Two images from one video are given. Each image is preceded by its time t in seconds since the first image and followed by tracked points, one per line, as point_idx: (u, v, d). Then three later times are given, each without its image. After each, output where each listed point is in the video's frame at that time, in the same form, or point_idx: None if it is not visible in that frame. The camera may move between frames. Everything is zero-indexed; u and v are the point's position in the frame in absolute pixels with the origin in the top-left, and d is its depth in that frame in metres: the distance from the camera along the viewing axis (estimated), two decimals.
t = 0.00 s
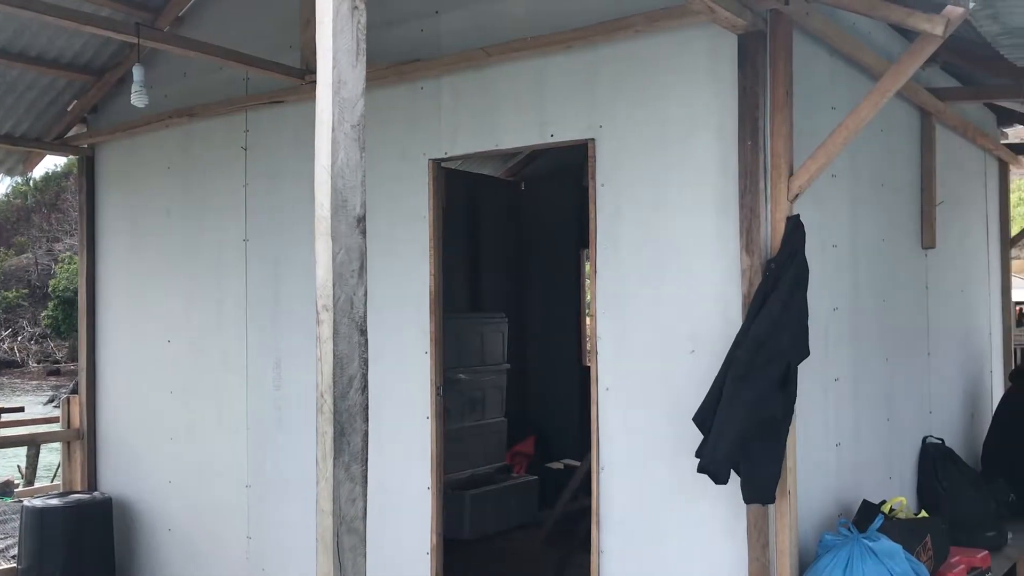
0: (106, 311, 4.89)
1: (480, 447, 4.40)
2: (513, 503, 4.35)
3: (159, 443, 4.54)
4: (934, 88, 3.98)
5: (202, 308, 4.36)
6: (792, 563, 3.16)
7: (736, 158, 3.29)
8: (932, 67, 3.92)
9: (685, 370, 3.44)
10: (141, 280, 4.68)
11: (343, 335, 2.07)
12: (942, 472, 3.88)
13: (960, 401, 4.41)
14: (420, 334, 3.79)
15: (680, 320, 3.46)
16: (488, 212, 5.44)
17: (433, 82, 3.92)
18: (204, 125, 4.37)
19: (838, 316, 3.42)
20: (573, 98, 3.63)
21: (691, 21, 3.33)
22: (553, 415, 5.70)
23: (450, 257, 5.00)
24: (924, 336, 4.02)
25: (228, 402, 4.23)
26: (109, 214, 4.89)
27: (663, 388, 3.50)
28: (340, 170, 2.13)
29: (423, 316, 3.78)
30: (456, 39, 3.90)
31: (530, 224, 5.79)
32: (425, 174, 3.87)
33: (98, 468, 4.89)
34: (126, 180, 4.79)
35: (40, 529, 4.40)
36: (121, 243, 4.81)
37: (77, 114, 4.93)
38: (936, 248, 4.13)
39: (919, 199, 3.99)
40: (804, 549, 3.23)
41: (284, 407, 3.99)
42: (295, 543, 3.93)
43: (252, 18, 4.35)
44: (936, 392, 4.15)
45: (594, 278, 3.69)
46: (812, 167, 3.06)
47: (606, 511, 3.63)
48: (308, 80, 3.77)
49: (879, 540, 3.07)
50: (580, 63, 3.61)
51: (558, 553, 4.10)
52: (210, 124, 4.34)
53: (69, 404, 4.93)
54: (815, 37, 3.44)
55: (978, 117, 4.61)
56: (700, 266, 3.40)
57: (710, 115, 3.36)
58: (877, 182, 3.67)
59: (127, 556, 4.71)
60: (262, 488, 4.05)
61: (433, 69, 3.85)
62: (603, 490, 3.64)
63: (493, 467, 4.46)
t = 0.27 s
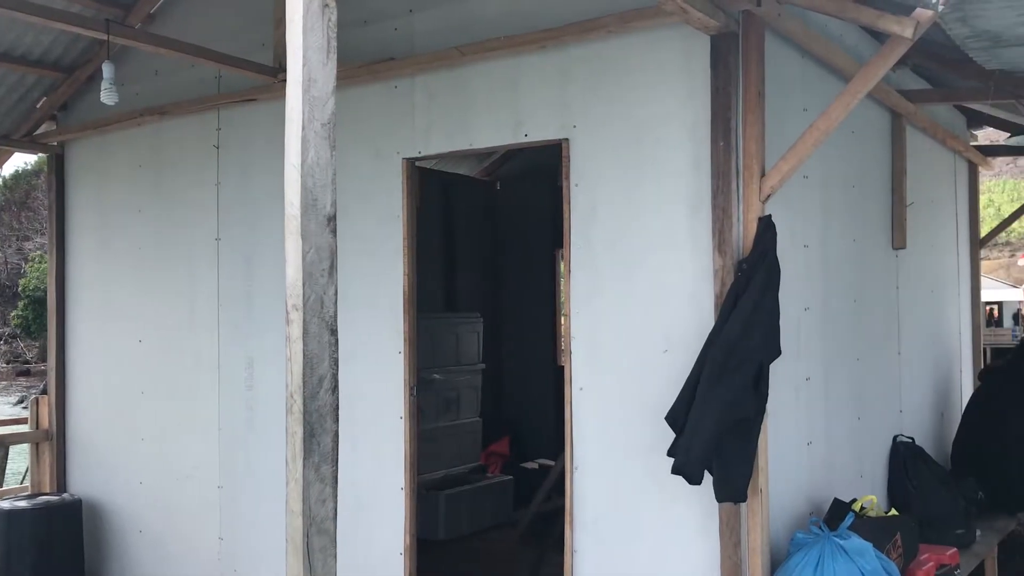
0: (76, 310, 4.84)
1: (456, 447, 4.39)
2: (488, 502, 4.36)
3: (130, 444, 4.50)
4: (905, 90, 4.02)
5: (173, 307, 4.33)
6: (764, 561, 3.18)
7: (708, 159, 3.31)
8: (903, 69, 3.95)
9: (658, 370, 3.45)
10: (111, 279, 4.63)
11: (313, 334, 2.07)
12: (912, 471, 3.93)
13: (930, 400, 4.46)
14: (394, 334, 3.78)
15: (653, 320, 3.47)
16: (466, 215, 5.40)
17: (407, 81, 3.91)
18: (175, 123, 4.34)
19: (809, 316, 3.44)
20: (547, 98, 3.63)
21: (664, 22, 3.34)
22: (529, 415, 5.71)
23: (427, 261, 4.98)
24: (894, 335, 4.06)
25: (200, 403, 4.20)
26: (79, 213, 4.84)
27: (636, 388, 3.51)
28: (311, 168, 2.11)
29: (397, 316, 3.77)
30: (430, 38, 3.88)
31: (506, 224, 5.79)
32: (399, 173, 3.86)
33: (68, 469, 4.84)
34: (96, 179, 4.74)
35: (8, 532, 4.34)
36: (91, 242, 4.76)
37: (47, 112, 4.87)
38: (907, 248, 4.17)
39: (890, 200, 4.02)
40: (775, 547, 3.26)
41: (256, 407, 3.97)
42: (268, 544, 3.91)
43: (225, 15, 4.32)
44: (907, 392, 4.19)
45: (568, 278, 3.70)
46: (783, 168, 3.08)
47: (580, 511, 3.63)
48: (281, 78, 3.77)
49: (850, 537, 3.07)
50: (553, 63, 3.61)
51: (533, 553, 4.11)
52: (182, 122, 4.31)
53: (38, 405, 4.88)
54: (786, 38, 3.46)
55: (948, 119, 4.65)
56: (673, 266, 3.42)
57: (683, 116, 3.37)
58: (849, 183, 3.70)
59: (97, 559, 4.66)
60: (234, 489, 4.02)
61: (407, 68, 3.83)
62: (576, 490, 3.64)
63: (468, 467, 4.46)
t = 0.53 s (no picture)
0: (40, 309, 4.77)
1: (428, 447, 4.38)
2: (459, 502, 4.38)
3: (96, 444, 4.44)
4: (874, 92, 4.05)
5: (140, 306, 4.28)
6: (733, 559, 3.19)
7: (679, 159, 3.31)
8: (871, 71, 3.98)
9: (629, 369, 3.45)
10: (78, 277, 4.57)
11: (278, 334, 2.02)
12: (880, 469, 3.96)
13: (898, 399, 4.50)
14: (364, 334, 3.77)
15: (624, 320, 3.47)
16: (439, 214, 5.40)
17: (378, 79, 3.89)
18: (144, 120, 4.29)
19: (778, 315, 3.46)
20: (518, 97, 3.62)
21: (635, 22, 3.34)
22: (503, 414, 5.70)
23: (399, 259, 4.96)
24: (863, 335, 4.09)
25: (167, 403, 4.15)
26: (44, 210, 4.77)
27: (607, 388, 3.51)
28: (277, 165, 2.07)
29: (367, 315, 3.75)
30: (401, 35, 3.87)
31: (478, 223, 5.78)
32: (370, 172, 3.84)
33: (32, 470, 4.78)
34: (62, 175, 4.68)
35: None
36: (57, 239, 4.70)
37: (11, 107, 4.79)
38: (875, 249, 4.21)
39: (859, 201, 4.05)
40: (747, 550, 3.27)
41: (224, 407, 3.94)
42: (236, 545, 3.87)
43: (194, 11, 4.27)
44: (876, 391, 4.22)
45: (539, 277, 3.69)
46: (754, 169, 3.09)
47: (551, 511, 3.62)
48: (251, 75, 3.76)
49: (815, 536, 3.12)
50: (524, 62, 3.61)
51: (504, 553, 4.10)
52: (150, 119, 4.26)
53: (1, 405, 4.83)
54: (756, 39, 3.47)
55: (916, 120, 4.70)
56: (643, 266, 3.42)
57: (654, 116, 3.37)
58: (818, 183, 3.72)
59: (63, 561, 4.60)
60: (202, 490, 3.99)
61: (378, 66, 3.81)
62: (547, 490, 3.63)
63: (440, 467, 4.46)
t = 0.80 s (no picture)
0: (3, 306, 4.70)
1: (398, 446, 4.37)
2: (429, 500, 4.39)
3: (60, 443, 4.39)
4: (842, 92, 4.08)
5: (106, 304, 4.23)
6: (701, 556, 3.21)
7: (648, 158, 3.32)
8: (840, 71, 4.02)
9: (600, 367, 3.45)
10: (42, 275, 4.50)
11: (243, 331, 1.97)
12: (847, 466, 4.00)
13: (866, 397, 4.54)
14: (333, 332, 3.76)
15: (595, 318, 3.47)
16: (410, 212, 5.39)
17: (348, 75, 3.86)
18: (110, 115, 4.24)
19: (747, 314, 3.48)
20: (488, 95, 3.61)
21: (606, 21, 3.34)
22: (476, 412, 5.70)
23: (369, 257, 4.95)
24: (831, 333, 4.13)
25: (134, 401, 4.11)
26: (8, 206, 4.70)
27: (577, 385, 3.51)
28: (241, 161, 2.02)
29: (336, 313, 3.75)
30: (371, 32, 3.84)
31: (449, 221, 5.77)
32: (339, 169, 3.82)
33: None
34: (26, 171, 4.61)
35: None
36: (21, 236, 4.63)
37: None
38: (843, 248, 4.24)
39: (828, 201, 4.08)
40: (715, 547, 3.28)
41: (192, 406, 3.91)
42: (203, 545, 3.84)
43: (161, 5, 4.23)
44: (843, 389, 4.26)
45: (508, 275, 3.67)
46: (724, 168, 3.10)
47: (520, 509, 3.61)
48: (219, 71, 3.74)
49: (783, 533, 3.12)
50: (495, 60, 3.60)
51: (475, 553, 4.11)
52: (117, 114, 4.21)
53: None
54: (726, 39, 3.48)
55: (885, 121, 4.74)
56: (612, 264, 3.42)
57: (624, 115, 3.37)
58: (787, 183, 3.74)
59: (26, 561, 4.53)
60: (170, 489, 3.95)
61: (348, 63, 3.79)
62: (517, 488, 3.63)
63: (411, 466, 4.46)
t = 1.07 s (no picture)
0: None
1: (370, 444, 4.41)
2: (402, 498, 4.38)
3: (26, 442, 4.32)
4: (813, 91, 4.11)
5: (73, 300, 4.18)
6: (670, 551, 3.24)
7: (620, 156, 3.33)
8: (811, 70, 4.04)
9: (572, 364, 3.46)
10: (7, 271, 4.44)
11: (209, 328, 1.93)
12: (817, 462, 4.04)
13: (835, 394, 4.58)
14: (305, 329, 3.75)
15: (566, 315, 3.47)
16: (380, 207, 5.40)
17: (319, 70, 3.83)
18: (77, 109, 4.19)
19: (718, 311, 3.50)
20: (461, 91, 3.60)
21: (578, 18, 3.34)
22: (450, 409, 5.69)
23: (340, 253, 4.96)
24: (801, 330, 4.15)
25: (101, 399, 4.07)
26: None
27: (548, 382, 3.51)
28: (207, 155, 1.98)
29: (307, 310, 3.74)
30: (343, 27, 3.82)
31: (422, 219, 5.77)
32: (310, 165, 3.80)
33: None
34: None
35: None
36: None
37: None
38: (814, 246, 4.28)
39: (798, 199, 4.11)
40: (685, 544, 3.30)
41: (161, 404, 3.88)
42: (173, 544, 3.81)
43: None
44: (814, 386, 4.29)
45: (480, 272, 3.67)
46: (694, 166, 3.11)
47: (491, 506, 3.61)
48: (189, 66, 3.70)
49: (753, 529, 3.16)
50: (467, 56, 3.59)
51: (448, 551, 4.11)
52: (84, 108, 4.16)
53: None
54: (697, 37, 3.49)
55: (855, 121, 4.79)
56: (584, 261, 3.43)
57: (596, 112, 3.37)
58: (758, 181, 3.76)
59: None
60: (139, 487, 3.92)
61: (319, 58, 3.76)
62: (489, 485, 3.62)
63: (382, 464, 4.50)
